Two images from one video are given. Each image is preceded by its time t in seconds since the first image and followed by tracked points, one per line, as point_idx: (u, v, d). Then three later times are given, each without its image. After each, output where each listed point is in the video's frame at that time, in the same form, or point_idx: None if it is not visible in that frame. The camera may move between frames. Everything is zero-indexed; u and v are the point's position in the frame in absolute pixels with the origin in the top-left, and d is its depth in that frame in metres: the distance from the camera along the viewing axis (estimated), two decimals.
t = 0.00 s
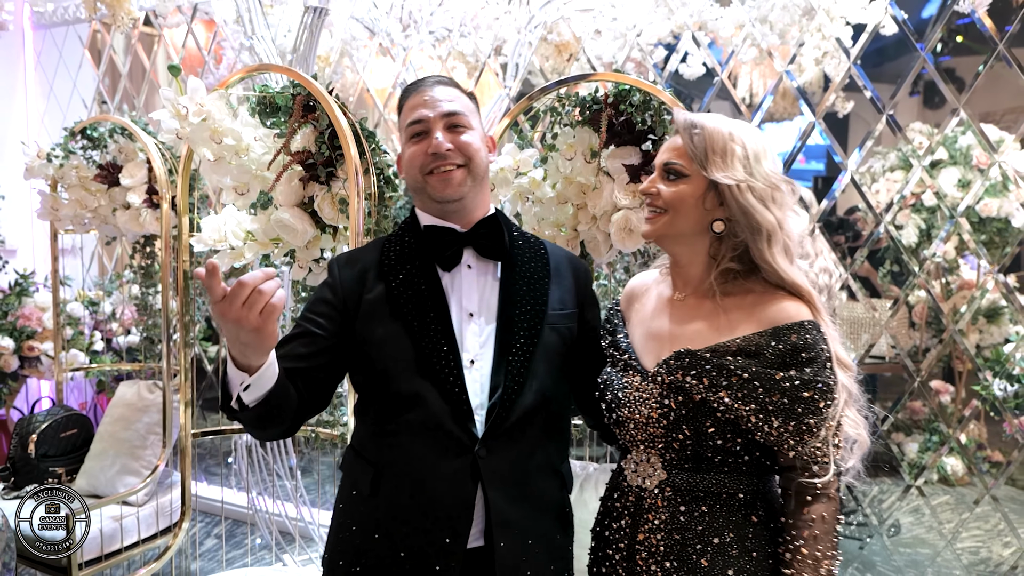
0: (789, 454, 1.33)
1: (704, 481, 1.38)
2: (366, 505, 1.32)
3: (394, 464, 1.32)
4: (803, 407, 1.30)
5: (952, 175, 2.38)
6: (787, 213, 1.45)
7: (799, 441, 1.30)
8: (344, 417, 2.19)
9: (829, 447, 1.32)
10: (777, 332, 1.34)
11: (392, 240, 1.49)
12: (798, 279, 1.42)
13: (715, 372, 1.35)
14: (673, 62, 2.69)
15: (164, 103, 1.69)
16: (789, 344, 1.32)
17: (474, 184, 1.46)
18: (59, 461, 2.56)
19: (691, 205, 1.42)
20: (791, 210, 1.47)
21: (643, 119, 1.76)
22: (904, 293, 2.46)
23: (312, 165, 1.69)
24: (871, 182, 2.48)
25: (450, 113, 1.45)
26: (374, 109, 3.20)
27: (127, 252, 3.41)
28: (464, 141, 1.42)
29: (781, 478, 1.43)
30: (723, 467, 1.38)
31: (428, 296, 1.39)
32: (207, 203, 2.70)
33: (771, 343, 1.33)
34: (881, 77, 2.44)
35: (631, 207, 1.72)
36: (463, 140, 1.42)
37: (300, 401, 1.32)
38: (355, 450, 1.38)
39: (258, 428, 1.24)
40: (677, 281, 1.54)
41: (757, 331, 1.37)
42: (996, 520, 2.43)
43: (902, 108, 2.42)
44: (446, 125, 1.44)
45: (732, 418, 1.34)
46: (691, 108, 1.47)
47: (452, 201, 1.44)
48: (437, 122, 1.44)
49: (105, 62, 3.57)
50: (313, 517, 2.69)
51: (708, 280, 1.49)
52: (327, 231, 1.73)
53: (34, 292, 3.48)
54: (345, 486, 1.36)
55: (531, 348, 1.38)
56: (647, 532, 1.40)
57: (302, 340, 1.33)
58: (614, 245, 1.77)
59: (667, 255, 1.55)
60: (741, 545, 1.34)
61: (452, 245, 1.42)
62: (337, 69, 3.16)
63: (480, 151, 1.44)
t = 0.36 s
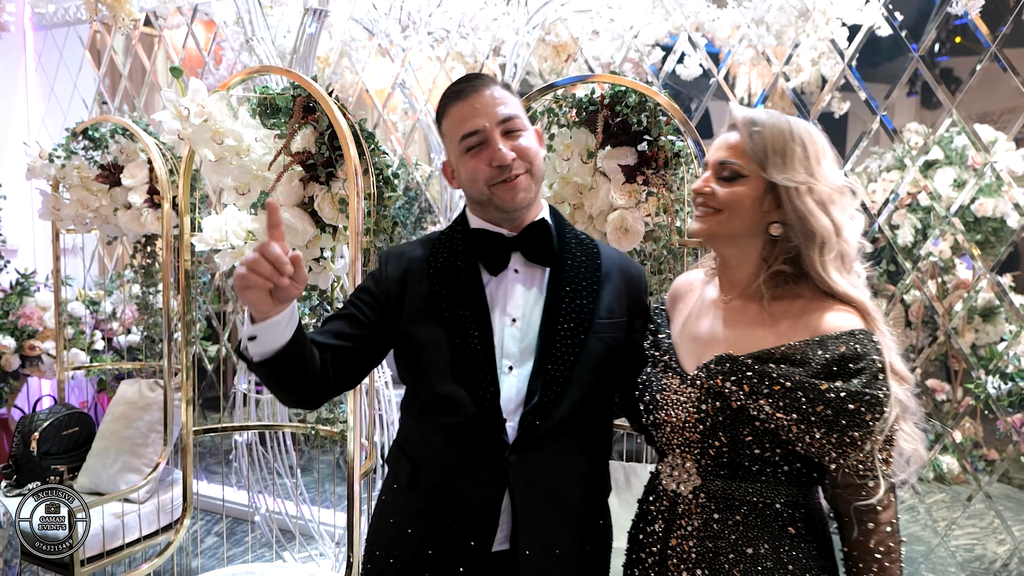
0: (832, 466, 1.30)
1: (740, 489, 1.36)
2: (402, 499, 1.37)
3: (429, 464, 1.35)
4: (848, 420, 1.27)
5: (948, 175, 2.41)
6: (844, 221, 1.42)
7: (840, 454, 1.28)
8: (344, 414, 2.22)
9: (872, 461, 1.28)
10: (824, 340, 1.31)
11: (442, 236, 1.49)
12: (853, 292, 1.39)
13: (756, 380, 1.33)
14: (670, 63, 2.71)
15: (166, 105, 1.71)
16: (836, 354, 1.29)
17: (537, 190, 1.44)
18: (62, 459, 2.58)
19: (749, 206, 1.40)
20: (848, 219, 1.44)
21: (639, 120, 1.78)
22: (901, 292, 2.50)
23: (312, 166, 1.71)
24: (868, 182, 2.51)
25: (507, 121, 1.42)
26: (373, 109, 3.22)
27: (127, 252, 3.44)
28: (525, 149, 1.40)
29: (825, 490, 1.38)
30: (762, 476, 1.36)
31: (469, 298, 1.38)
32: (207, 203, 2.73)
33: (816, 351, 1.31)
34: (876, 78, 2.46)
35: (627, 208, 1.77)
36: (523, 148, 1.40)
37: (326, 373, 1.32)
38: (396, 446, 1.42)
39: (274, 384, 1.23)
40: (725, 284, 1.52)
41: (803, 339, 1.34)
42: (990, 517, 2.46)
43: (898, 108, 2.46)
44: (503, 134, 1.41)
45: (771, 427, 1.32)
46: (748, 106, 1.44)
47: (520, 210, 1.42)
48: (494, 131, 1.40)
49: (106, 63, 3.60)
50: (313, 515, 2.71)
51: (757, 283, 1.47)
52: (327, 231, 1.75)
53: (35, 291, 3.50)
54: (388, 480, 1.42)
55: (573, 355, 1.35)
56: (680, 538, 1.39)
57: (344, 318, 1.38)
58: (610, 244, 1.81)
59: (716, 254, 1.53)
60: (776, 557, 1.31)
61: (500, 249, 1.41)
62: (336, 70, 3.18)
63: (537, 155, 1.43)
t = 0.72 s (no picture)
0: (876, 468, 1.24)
1: (770, 496, 1.33)
2: (425, 494, 1.39)
3: (453, 462, 1.36)
4: (899, 418, 1.20)
5: (947, 174, 2.42)
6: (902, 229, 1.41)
7: (905, 454, 1.21)
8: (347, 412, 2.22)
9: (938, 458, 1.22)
10: (867, 346, 1.27)
11: (484, 229, 1.49)
12: (913, 304, 1.37)
13: (796, 384, 1.27)
14: (671, 62, 2.72)
15: (169, 103, 1.71)
16: (881, 359, 1.24)
17: (547, 184, 1.40)
18: (64, 456, 2.60)
19: (817, 209, 1.34)
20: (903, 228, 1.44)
21: (640, 120, 1.77)
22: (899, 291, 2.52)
23: (315, 164, 1.72)
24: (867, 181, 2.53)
25: (543, 103, 1.39)
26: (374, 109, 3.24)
27: (128, 251, 3.44)
28: (538, 135, 1.38)
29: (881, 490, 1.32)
30: (793, 484, 1.31)
31: (506, 297, 1.38)
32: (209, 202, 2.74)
33: (860, 357, 1.26)
34: (876, 77, 2.49)
35: (629, 206, 1.80)
36: (539, 134, 1.38)
37: (347, 334, 1.32)
38: (423, 440, 1.43)
39: (286, 338, 1.24)
40: (768, 286, 1.47)
41: (846, 343, 1.30)
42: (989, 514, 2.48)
43: (897, 108, 2.48)
44: (533, 115, 1.40)
45: (815, 433, 1.26)
46: (825, 107, 1.39)
47: (520, 195, 1.42)
48: (527, 110, 1.41)
49: (107, 63, 3.60)
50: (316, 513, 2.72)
51: (807, 287, 1.43)
52: (330, 228, 1.76)
53: (36, 290, 3.50)
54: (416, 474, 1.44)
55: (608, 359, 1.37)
56: (707, 542, 1.38)
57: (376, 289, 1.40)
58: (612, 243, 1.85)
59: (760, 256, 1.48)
60: (806, 565, 1.30)
61: (540, 244, 1.40)
62: (338, 69, 3.19)
63: (562, 149, 1.38)
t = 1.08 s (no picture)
0: (904, 450, 1.21)
1: (768, 490, 1.35)
2: (431, 496, 1.39)
3: (457, 462, 1.36)
4: (916, 388, 1.23)
5: (943, 175, 2.45)
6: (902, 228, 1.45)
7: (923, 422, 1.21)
8: (350, 410, 2.23)
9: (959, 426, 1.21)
10: (871, 338, 1.30)
11: (488, 229, 1.51)
12: (914, 301, 1.41)
13: (807, 370, 1.30)
14: (670, 63, 2.74)
15: (174, 103, 1.73)
16: (887, 350, 1.27)
17: (565, 189, 1.41)
18: (66, 456, 2.63)
19: (822, 208, 1.37)
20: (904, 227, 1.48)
21: (642, 120, 1.79)
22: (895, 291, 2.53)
23: (320, 164, 1.73)
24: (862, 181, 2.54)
25: (561, 109, 1.41)
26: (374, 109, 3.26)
27: (128, 251, 3.45)
28: (558, 142, 1.39)
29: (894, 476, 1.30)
30: (790, 479, 1.33)
31: (511, 298, 1.40)
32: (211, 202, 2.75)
33: (866, 350, 1.29)
34: (873, 78, 2.51)
35: (631, 206, 1.83)
36: (559, 140, 1.39)
37: (352, 345, 1.31)
38: (428, 443, 1.43)
39: (295, 355, 1.25)
40: (770, 284, 1.50)
41: (849, 338, 1.32)
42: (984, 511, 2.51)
43: (893, 109, 2.50)
44: (549, 122, 1.41)
45: (826, 419, 1.27)
46: (829, 106, 1.42)
47: (538, 201, 1.42)
48: (542, 118, 1.42)
49: (106, 63, 3.60)
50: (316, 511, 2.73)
51: (809, 285, 1.46)
52: (334, 228, 1.78)
53: (34, 290, 3.50)
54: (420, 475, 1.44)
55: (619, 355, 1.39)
56: (705, 537, 1.40)
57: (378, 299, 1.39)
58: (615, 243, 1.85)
59: (762, 255, 1.51)
60: (802, 558, 1.31)
61: (542, 248, 1.42)
62: (338, 69, 3.20)
63: (578, 154, 1.39)
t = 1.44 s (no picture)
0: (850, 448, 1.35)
1: (734, 477, 1.41)
2: (404, 497, 1.42)
3: (432, 456, 1.41)
4: (866, 390, 1.30)
5: (939, 175, 2.48)
6: (858, 225, 1.52)
7: (867, 426, 1.30)
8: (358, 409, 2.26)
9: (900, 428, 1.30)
10: (830, 336, 1.35)
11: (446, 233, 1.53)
12: (866, 293, 1.47)
13: (771, 365, 1.36)
14: (670, 65, 2.74)
15: (185, 105, 1.77)
16: (844, 347, 1.33)
17: (513, 187, 1.45)
18: (70, 455, 2.64)
19: (779, 203, 1.44)
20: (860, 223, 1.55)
21: (648, 121, 1.83)
22: (893, 292, 2.55)
23: (330, 165, 1.74)
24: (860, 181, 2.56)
25: (503, 109, 1.44)
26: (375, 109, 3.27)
27: (129, 250, 3.45)
28: (502, 142, 1.42)
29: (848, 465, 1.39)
30: (754, 467, 1.40)
31: (472, 300, 1.42)
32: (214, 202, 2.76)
33: (825, 348, 1.34)
34: (873, 78, 2.52)
35: (636, 206, 1.83)
36: (503, 139, 1.42)
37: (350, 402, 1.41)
38: (401, 444, 1.46)
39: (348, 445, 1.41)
40: (734, 279, 1.55)
41: (808, 335, 1.38)
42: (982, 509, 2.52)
43: (892, 109, 2.51)
44: (492, 123, 1.44)
45: (785, 413, 1.35)
46: (785, 107, 1.51)
47: (488, 200, 1.46)
48: (485, 118, 1.45)
49: (107, 64, 3.60)
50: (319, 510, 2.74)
51: (769, 280, 1.51)
52: (343, 229, 1.78)
53: (36, 290, 3.49)
54: (390, 475, 1.47)
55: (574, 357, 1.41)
56: (675, 524, 1.47)
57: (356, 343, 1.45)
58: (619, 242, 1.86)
59: (727, 249, 1.56)
60: (767, 542, 1.37)
61: (501, 245, 1.46)
62: (340, 70, 3.21)
63: (523, 153, 1.43)
